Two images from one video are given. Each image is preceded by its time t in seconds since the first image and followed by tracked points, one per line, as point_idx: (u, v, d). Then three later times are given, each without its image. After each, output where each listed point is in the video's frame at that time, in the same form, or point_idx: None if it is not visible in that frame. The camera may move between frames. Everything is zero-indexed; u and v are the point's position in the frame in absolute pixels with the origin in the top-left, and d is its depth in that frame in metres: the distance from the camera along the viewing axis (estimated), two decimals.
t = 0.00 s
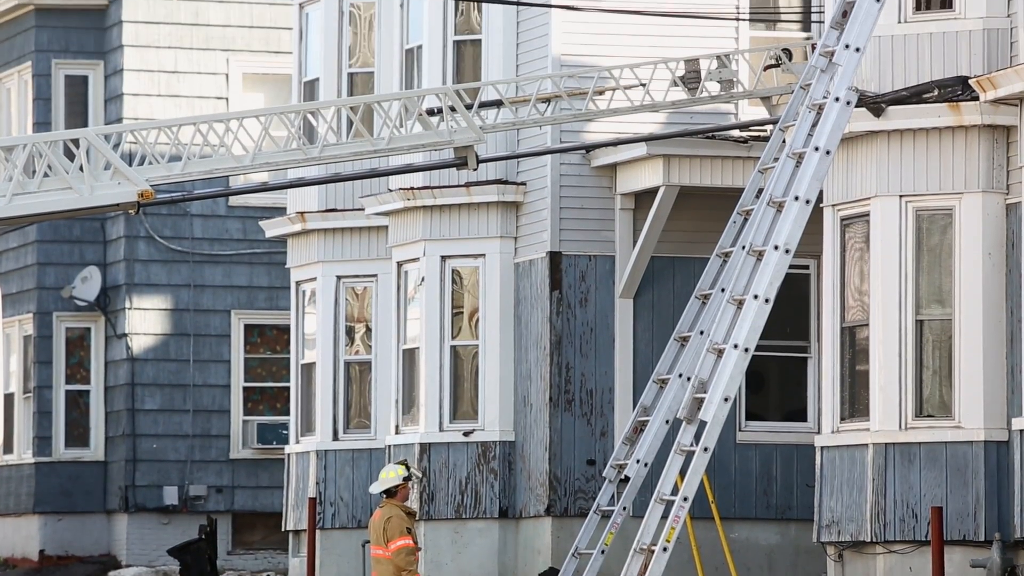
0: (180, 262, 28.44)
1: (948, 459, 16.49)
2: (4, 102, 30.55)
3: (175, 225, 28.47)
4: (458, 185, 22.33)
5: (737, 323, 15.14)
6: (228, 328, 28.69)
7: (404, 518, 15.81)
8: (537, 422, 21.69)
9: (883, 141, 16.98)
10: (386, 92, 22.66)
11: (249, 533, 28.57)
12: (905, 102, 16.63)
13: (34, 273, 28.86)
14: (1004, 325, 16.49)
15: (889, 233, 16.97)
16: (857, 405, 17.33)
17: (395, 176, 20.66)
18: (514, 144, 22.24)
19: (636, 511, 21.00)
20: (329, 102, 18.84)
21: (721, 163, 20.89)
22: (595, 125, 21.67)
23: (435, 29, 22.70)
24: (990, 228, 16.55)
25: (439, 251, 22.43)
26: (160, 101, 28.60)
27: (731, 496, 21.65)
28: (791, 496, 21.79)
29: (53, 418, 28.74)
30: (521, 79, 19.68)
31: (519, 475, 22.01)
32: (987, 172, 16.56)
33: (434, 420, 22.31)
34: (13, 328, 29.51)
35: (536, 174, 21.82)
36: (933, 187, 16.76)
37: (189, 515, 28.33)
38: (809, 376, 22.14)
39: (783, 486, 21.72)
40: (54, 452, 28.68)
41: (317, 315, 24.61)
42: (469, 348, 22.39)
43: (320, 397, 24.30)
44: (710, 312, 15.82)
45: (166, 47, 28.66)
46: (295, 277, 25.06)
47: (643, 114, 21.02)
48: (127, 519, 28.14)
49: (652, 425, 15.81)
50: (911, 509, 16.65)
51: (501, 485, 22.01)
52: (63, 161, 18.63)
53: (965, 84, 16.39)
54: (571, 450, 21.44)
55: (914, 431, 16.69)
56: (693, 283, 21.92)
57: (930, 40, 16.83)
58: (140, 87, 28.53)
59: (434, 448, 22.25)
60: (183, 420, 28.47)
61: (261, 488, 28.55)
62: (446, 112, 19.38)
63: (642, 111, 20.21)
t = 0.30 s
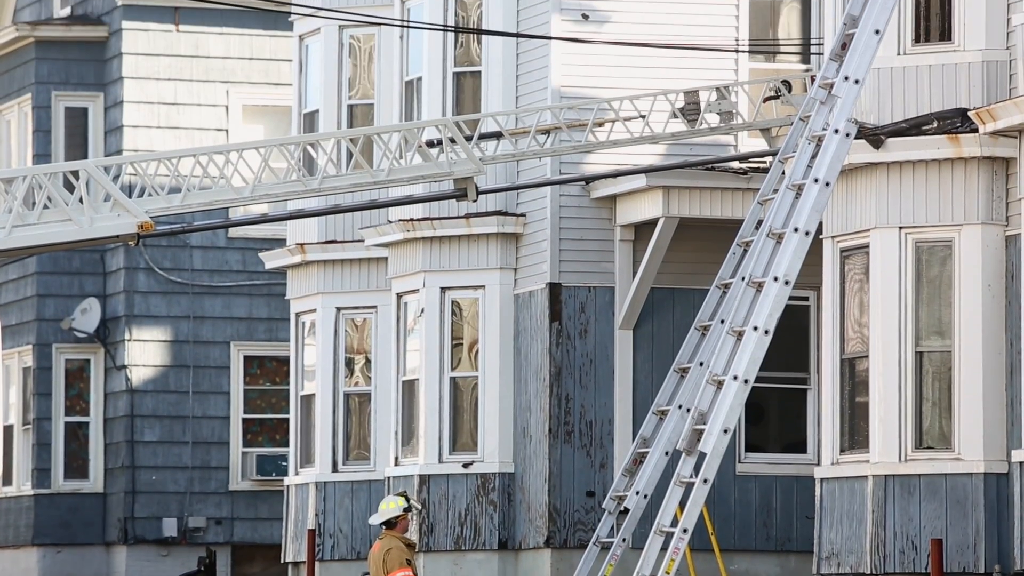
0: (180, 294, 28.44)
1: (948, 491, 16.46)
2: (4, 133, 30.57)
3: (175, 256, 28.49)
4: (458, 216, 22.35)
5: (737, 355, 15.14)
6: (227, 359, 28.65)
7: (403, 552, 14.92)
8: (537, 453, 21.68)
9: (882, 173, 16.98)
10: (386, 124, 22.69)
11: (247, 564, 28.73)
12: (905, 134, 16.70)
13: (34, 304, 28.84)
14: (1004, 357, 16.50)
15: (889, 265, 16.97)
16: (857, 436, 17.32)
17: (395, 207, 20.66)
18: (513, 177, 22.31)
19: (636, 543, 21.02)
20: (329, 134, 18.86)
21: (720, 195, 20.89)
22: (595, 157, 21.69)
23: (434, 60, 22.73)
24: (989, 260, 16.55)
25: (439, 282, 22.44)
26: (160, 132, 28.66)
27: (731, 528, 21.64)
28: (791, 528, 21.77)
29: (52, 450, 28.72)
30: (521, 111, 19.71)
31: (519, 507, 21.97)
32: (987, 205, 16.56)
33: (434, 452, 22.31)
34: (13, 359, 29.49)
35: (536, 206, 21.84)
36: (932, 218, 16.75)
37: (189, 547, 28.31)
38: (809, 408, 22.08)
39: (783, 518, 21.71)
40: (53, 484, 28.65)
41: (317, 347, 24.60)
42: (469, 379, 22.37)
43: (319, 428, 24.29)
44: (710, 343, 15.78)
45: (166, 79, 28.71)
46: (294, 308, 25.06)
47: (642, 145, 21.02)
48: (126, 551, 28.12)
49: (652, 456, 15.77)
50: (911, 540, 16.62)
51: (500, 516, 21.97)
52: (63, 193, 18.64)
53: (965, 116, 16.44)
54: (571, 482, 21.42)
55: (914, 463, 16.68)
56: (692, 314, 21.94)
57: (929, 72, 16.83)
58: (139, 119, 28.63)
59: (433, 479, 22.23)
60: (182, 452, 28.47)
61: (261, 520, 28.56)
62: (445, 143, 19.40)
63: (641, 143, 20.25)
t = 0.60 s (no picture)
0: (180, 325, 28.40)
1: (949, 524, 16.43)
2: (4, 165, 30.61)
3: (175, 288, 28.40)
4: (458, 248, 22.32)
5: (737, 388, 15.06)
6: (227, 391, 28.67)
7: None
8: (537, 485, 21.63)
9: (883, 205, 16.97)
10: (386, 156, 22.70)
11: None
12: (905, 166, 16.60)
13: (34, 336, 28.81)
14: (1005, 389, 16.44)
15: (889, 297, 16.96)
16: (857, 469, 17.31)
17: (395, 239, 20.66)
18: (514, 209, 22.27)
19: None
20: (329, 166, 18.83)
21: (720, 228, 20.91)
22: (595, 189, 21.69)
23: (435, 90, 22.74)
24: (989, 292, 16.53)
25: (439, 313, 22.41)
26: (160, 165, 28.73)
27: (732, 561, 21.67)
28: (792, 561, 21.81)
29: (52, 482, 28.71)
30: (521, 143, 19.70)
31: (519, 538, 21.97)
32: (987, 237, 16.52)
33: (434, 484, 22.29)
34: (13, 392, 29.48)
35: (536, 237, 21.82)
36: (933, 251, 16.73)
37: None
38: (809, 441, 22.08)
39: (784, 550, 21.75)
40: (53, 516, 28.67)
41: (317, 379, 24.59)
42: (469, 411, 22.36)
43: (319, 460, 24.27)
44: (710, 375, 15.71)
45: (167, 112, 28.77)
46: (295, 340, 25.07)
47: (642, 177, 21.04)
48: None
49: (652, 488, 15.72)
50: (911, 573, 16.56)
51: (501, 549, 21.97)
52: (63, 225, 18.64)
53: (964, 148, 16.33)
54: (572, 514, 21.41)
55: (914, 495, 16.66)
56: (692, 346, 21.96)
57: (930, 104, 16.82)
58: (139, 151, 28.68)
59: (433, 511, 22.23)
60: (183, 483, 28.43)
61: (261, 552, 28.58)
62: (446, 175, 19.39)
63: (641, 174, 20.23)
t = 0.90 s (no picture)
0: (180, 356, 28.40)
1: (949, 555, 16.40)
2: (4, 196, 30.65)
3: (175, 319, 28.46)
4: (458, 278, 22.32)
5: (737, 419, 15.09)
6: (227, 422, 28.63)
7: None
8: (537, 516, 21.59)
9: (883, 236, 16.96)
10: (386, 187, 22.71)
11: None
12: (905, 197, 16.62)
13: (34, 367, 28.80)
14: (1005, 420, 16.42)
15: (889, 329, 16.96)
16: (858, 500, 17.28)
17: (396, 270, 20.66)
18: (514, 240, 22.36)
19: None
20: (329, 196, 18.83)
21: (721, 258, 20.90)
22: (595, 220, 21.72)
23: (436, 122, 22.67)
24: (989, 324, 16.52)
25: (439, 344, 22.41)
26: (160, 195, 28.75)
27: None
28: None
29: (52, 513, 28.67)
30: (521, 174, 19.71)
31: (519, 569, 21.92)
32: (987, 268, 16.53)
33: (434, 515, 22.27)
34: (13, 423, 29.45)
35: (536, 268, 21.84)
36: (933, 281, 16.73)
37: None
38: (809, 472, 22.05)
39: None
40: (53, 547, 28.61)
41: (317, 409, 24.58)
42: (469, 442, 22.34)
43: (319, 491, 24.23)
44: (710, 407, 15.68)
45: (167, 142, 28.79)
46: (295, 370, 25.07)
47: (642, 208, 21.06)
48: None
49: (652, 520, 15.66)
50: None
51: None
52: (64, 256, 18.64)
53: (964, 179, 16.37)
54: (572, 545, 21.37)
55: (915, 526, 16.64)
56: (692, 377, 21.96)
57: (930, 135, 16.77)
58: (139, 182, 28.68)
59: (433, 542, 22.21)
60: (183, 514, 28.42)
61: None
62: (446, 206, 19.40)
63: (642, 205, 20.21)
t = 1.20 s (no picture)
0: (180, 385, 28.41)
1: None
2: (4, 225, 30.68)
3: (175, 348, 28.48)
4: (458, 306, 22.31)
5: (737, 447, 15.03)
6: (227, 450, 28.59)
7: None
8: (538, 544, 21.55)
9: (883, 264, 16.90)
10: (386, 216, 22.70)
11: None
12: (905, 226, 16.53)
13: (34, 396, 28.77)
14: (1005, 449, 16.37)
15: (889, 357, 16.90)
16: (857, 529, 17.27)
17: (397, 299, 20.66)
18: (514, 268, 22.35)
19: None
20: (330, 225, 18.82)
21: (720, 286, 20.92)
22: (595, 248, 21.73)
23: (436, 151, 22.69)
24: (989, 353, 16.46)
25: (439, 372, 22.39)
26: (160, 223, 28.77)
27: None
28: None
29: (51, 542, 28.65)
30: (520, 202, 19.71)
31: None
32: (986, 297, 16.49)
33: (434, 544, 22.24)
34: (13, 451, 29.42)
35: (536, 296, 21.83)
36: (933, 309, 16.67)
37: None
38: (809, 500, 22.02)
39: None
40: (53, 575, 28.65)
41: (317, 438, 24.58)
42: (469, 470, 22.32)
43: (319, 520, 24.21)
44: (710, 434, 15.59)
45: (168, 171, 28.82)
46: (295, 399, 25.09)
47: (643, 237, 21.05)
48: None
49: (651, 548, 15.48)
50: None
51: None
52: (64, 284, 18.64)
53: (964, 208, 16.28)
54: (572, 573, 21.34)
55: (915, 555, 16.60)
56: (693, 405, 21.93)
57: (929, 163, 16.69)
58: (139, 211, 28.70)
59: (433, 570, 22.18)
60: (183, 543, 28.38)
61: None
62: (446, 234, 19.41)
63: (642, 234, 20.21)
